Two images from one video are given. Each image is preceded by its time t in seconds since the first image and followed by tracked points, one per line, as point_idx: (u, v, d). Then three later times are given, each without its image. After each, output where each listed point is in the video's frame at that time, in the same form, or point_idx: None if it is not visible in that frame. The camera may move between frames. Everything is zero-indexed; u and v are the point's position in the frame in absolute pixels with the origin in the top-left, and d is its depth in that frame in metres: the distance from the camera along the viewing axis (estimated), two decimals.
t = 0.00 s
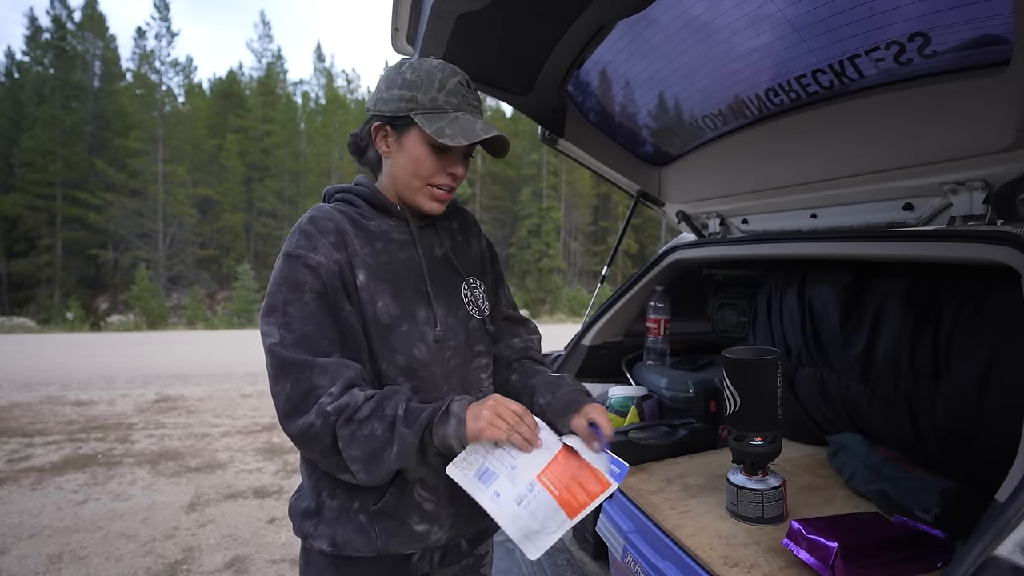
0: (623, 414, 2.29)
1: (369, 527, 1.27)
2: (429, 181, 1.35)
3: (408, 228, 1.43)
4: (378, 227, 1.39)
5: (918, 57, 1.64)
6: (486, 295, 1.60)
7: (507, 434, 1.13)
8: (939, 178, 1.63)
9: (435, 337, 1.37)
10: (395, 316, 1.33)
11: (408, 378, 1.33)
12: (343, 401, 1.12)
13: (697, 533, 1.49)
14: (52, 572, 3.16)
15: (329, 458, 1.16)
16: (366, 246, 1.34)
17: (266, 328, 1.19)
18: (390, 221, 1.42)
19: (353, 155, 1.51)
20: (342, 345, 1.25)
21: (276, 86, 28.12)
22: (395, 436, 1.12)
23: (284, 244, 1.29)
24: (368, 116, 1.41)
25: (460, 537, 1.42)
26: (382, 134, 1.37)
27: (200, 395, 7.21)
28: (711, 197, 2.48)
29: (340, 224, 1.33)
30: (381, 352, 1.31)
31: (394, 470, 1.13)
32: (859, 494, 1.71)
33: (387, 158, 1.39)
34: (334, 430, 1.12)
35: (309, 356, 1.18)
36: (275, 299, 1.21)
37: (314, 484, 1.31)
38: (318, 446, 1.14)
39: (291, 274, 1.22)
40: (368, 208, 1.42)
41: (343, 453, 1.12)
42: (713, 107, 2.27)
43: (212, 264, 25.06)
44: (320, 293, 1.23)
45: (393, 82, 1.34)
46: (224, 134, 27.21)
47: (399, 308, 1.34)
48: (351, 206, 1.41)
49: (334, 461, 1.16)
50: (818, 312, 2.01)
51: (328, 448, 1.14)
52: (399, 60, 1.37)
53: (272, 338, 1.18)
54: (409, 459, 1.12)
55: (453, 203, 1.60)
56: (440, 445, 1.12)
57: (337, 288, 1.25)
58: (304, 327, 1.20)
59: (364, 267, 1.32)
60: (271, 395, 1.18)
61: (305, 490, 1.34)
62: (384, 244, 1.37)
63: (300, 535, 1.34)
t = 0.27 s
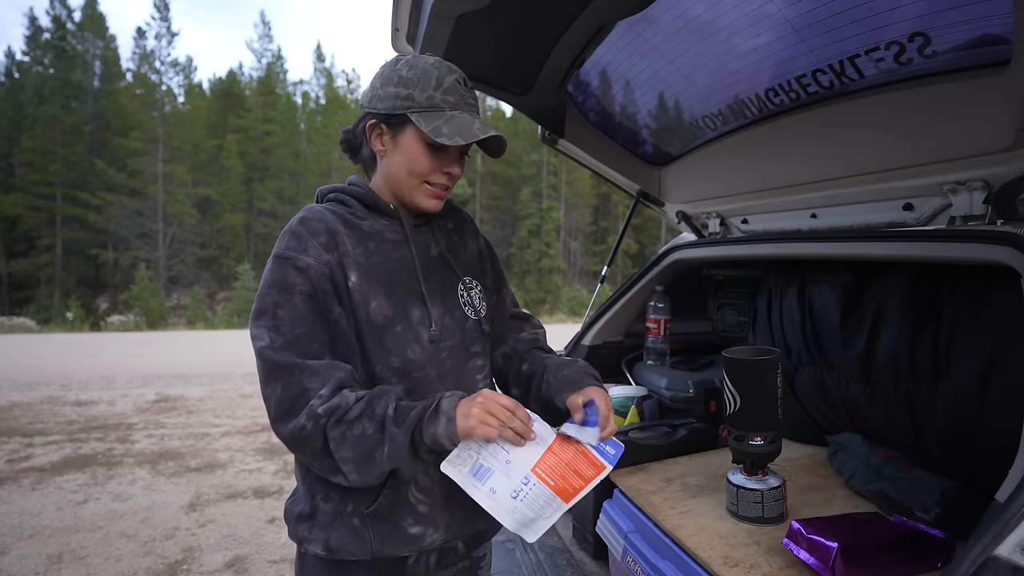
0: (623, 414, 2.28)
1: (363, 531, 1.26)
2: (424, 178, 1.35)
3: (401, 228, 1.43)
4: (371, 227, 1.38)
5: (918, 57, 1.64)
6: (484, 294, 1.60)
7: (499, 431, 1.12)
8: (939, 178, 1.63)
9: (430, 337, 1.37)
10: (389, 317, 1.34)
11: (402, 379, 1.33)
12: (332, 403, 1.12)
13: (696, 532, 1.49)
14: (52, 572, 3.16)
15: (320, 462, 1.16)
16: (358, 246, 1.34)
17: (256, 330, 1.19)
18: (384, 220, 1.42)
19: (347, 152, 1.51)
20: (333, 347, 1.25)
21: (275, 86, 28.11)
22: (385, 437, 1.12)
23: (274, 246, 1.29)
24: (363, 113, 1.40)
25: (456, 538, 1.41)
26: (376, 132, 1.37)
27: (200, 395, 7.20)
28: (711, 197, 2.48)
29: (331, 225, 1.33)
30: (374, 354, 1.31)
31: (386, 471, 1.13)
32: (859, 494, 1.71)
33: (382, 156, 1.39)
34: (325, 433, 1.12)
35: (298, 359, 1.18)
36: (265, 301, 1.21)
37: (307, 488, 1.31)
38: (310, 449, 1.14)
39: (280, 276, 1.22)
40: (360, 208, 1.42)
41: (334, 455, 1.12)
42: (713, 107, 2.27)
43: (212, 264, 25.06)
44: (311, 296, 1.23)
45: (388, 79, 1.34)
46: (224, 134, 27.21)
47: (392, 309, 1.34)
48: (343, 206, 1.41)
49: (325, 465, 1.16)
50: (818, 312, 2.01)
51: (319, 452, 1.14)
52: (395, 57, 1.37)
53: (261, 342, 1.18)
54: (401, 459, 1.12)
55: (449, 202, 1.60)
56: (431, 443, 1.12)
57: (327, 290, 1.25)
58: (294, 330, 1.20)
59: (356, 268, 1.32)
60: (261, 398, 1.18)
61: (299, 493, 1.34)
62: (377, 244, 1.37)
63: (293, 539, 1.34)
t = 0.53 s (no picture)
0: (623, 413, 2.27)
1: (363, 534, 1.26)
2: (418, 179, 1.36)
3: (396, 228, 1.43)
4: (365, 227, 1.38)
5: (918, 57, 1.64)
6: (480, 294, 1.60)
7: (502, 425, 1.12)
8: (939, 178, 1.63)
9: (427, 338, 1.38)
10: (386, 318, 1.34)
11: (401, 380, 1.34)
12: (332, 403, 1.12)
13: (696, 533, 1.49)
14: (52, 572, 3.16)
15: (320, 464, 1.15)
16: (353, 247, 1.34)
17: (250, 334, 1.18)
18: (378, 221, 1.42)
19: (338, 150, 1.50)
20: (330, 349, 1.25)
21: (276, 86, 28.11)
22: (386, 437, 1.12)
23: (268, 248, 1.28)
24: (356, 111, 1.40)
25: (456, 539, 1.42)
26: (371, 132, 1.36)
27: (200, 395, 7.20)
28: (711, 198, 2.48)
29: (326, 226, 1.33)
30: (372, 356, 1.31)
31: (388, 471, 1.13)
32: (859, 494, 1.71)
33: (376, 156, 1.39)
34: (325, 434, 1.12)
35: (295, 361, 1.17)
36: (259, 304, 1.20)
37: (305, 493, 1.30)
38: (309, 451, 1.14)
39: (275, 279, 1.21)
40: (354, 208, 1.41)
41: (334, 455, 1.12)
42: (713, 107, 2.27)
43: (212, 264, 25.06)
44: (306, 298, 1.23)
45: (384, 77, 1.33)
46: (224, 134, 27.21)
47: (389, 310, 1.35)
48: (337, 207, 1.41)
49: (325, 466, 1.15)
50: (819, 313, 2.01)
51: (319, 453, 1.14)
52: (391, 55, 1.36)
53: (257, 345, 1.17)
54: (404, 457, 1.12)
55: (442, 202, 1.60)
56: (434, 440, 1.12)
57: (323, 292, 1.24)
58: (291, 333, 1.19)
59: (352, 269, 1.32)
60: (258, 401, 1.18)
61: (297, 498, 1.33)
62: (372, 245, 1.37)
63: (292, 544, 1.33)
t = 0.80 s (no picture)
0: (623, 414, 2.28)
1: (362, 537, 1.26)
2: (414, 182, 1.36)
3: (388, 228, 1.43)
4: (357, 228, 1.38)
5: (918, 57, 1.64)
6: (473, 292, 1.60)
7: (502, 440, 1.14)
8: (939, 178, 1.63)
9: (421, 339, 1.38)
10: (380, 320, 1.34)
11: (396, 382, 1.34)
12: (330, 412, 1.12)
13: (697, 533, 1.49)
14: (51, 572, 3.16)
15: (318, 471, 1.15)
16: (346, 248, 1.34)
17: (244, 339, 1.18)
18: (371, 221, 1.41)
19: (327, 146, 1.48)
20: (325, 352, 1.25)
21: (276, 86, 28.11)
22: (386, 446, 1.12)
23: (260, 251, 1.28)
24: (351, 109, 1.38)
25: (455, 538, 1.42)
26: (366, 132, 1.35)
27: (200, 395, 7.21)
28: (711, 198, 2.48)
29: (318, 228, 1.33)
30: (366, 358, 1.32)
31: (387, 481, 1.13)
32: (859, 494, 1.71)
33: (370, 156, 1.38)
34: (322, 442, 1.11)
35: (290, 367, 1.17)
36: (252, 309, 1.20)
37: (303, 497, 1.30)
38: (307, 459, 1.13)
39: (268, 283, 1.21)
40: (345, 208, 1.41)
41: (333, 464, 1.12)
42: (713, 107, 2.27)
43: (212, 264, 25.06)
44: (300, 301, 1.22)
45: (382, 77, 1.32)
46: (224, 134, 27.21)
47: (383, 311, 1.35)
48: (328, 208, 1.41)
49: (323, 474, 1.15)
50: (818, 313, 2.01)
51: (317, 461, 1.13)
52: (389, 53, 1.35)
53: (251, 350, 1.17)
54: (403, 467, 1.12)
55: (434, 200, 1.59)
56: (434, 453, 1.12)
57: (316, 294, 1.24)
58: (285, 337, 1.19)
59: (345, 271, 1.32)
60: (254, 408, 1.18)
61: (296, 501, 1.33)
62: (365, 245, 1.37)
63: (290, 547, 1.33)
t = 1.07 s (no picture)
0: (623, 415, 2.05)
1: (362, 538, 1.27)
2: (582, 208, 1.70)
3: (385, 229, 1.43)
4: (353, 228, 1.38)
5: (918, 57, 1.63)
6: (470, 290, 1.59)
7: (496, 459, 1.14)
8: (938, 178, 1.66)
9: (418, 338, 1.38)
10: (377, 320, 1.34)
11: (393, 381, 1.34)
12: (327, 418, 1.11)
13: (696, 532, 1.49)
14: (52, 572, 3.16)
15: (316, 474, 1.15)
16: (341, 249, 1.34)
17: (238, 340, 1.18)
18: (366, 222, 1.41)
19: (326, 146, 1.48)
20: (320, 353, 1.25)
21: (276, 86, 28.10)
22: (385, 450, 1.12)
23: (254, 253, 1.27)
24: (529, 145, 1.65)
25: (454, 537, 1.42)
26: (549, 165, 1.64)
27: (200, 395, 7.21)
28: (712, 198, 2.52)
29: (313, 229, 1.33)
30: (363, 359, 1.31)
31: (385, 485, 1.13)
32: (859, 494, 1.71)
33: (542, 185, 1.66)
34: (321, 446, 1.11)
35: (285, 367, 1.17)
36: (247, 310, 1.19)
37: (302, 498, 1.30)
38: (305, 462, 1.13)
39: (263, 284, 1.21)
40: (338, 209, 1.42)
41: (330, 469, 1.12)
42: (713, 107, 2.26)
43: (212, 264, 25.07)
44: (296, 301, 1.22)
45: (565, 122, 1.62)
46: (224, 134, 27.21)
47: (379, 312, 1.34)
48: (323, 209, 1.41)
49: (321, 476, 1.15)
50: (818, 313, 2.01)
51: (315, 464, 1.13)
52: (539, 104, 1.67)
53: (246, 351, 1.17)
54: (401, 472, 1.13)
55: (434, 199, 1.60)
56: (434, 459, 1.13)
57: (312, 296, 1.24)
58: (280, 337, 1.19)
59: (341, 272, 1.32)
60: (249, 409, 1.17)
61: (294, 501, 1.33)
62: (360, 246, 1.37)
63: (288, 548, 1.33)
